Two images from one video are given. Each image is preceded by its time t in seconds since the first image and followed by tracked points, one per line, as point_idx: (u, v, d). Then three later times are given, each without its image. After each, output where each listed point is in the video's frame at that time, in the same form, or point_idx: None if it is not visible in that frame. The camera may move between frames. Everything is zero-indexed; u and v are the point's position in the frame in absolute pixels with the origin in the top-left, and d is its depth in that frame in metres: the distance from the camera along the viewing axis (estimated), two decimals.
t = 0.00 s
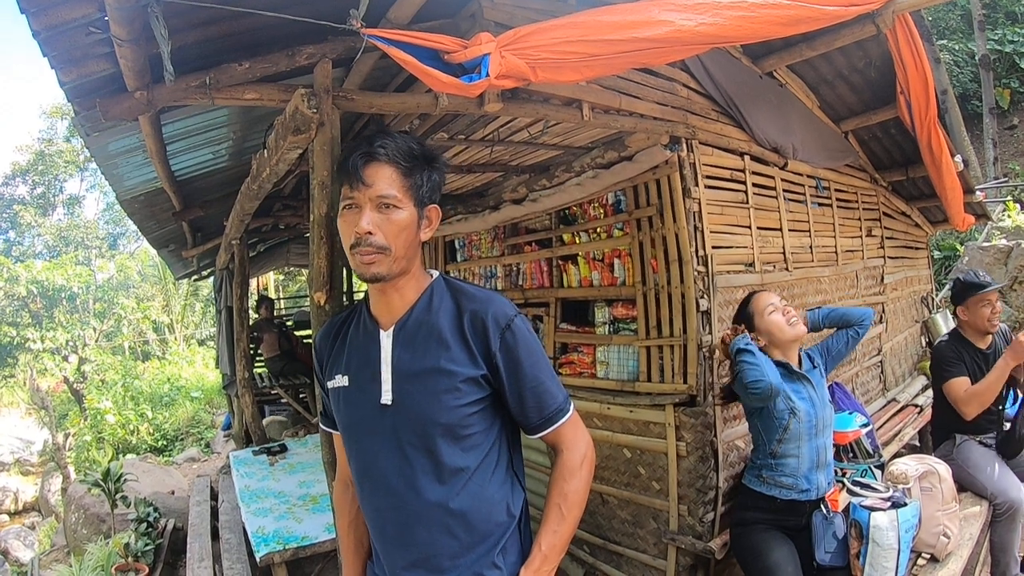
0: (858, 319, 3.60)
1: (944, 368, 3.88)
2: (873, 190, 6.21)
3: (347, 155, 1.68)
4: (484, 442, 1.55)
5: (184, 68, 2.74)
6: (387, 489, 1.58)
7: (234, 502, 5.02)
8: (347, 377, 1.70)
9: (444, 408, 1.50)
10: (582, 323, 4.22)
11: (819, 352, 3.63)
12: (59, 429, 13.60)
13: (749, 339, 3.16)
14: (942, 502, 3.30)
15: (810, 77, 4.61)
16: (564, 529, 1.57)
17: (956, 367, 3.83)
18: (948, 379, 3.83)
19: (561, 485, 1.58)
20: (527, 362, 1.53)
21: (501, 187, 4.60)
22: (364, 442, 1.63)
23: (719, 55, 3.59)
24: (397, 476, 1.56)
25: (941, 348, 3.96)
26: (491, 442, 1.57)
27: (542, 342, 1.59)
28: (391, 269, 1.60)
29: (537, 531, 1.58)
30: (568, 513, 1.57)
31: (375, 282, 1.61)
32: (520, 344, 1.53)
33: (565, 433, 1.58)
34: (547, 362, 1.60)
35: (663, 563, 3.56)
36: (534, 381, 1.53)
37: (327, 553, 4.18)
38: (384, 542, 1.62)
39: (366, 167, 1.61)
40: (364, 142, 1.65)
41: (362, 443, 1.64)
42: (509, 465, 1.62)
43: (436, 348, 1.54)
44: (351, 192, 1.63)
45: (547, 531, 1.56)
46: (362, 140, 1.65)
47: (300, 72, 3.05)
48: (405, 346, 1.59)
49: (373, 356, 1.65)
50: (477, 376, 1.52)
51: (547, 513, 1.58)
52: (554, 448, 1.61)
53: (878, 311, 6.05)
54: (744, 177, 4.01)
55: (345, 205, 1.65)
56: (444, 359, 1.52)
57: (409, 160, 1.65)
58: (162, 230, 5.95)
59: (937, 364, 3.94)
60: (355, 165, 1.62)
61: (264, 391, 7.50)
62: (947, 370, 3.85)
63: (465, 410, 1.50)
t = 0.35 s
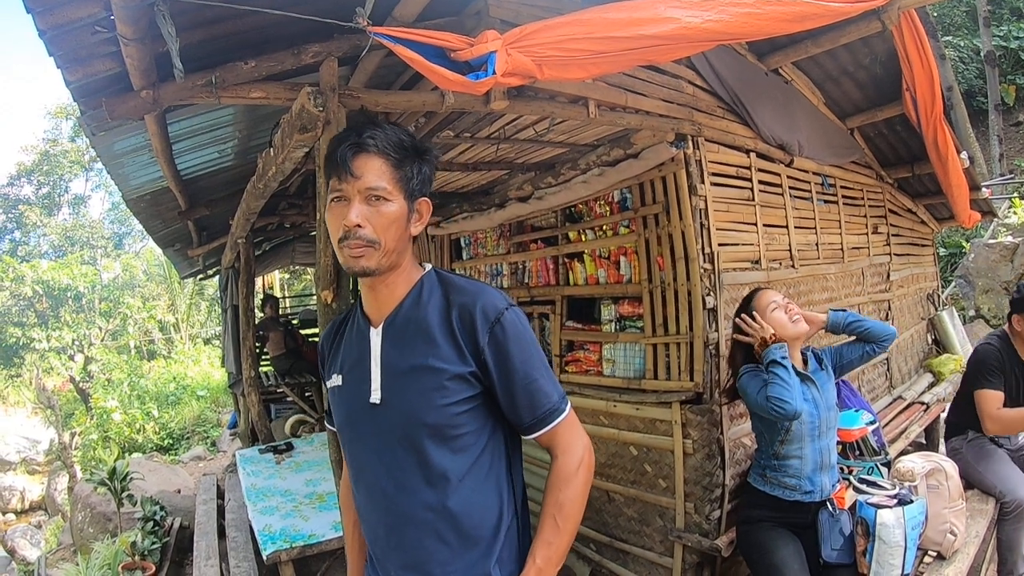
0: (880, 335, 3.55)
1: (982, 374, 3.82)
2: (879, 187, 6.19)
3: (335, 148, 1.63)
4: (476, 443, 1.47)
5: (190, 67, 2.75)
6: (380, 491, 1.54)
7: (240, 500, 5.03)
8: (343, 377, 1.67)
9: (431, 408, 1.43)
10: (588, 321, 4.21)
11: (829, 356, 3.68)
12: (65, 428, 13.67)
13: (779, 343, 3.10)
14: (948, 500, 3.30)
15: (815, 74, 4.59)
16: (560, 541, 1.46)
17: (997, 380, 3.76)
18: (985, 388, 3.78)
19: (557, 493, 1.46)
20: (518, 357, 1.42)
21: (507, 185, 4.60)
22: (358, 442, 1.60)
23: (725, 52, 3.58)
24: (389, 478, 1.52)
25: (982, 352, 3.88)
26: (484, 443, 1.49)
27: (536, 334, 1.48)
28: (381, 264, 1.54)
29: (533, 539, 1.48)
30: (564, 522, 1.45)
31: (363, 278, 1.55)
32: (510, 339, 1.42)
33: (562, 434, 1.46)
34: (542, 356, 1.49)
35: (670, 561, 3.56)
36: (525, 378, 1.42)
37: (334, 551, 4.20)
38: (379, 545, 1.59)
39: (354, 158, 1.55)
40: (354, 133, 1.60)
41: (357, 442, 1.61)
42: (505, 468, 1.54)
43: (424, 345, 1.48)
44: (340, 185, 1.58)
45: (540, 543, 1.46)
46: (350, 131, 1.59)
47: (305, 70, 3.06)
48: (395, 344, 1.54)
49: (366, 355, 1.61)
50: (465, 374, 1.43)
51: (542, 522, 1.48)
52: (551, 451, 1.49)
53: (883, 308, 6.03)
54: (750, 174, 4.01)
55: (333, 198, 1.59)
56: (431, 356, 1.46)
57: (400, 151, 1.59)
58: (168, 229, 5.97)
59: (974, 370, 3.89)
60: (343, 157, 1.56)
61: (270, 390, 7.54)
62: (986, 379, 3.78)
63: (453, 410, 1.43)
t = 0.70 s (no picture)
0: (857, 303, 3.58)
1: None
2: (885, 185, 6.17)
3: (311, 145, 1.65)
4: (473, 443, 1.47)
5: (198, 69, 2.76)
6: (376, 490, 1.54)
7: (248, 500, 5.04)
8: (337, 376, 1.66)
9: (431, 407, 1.43)
10: (594, 320, 4.21)
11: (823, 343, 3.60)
12: (72, 428, 13.76)
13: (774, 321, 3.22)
14: (955, 499, 3.32)
15: (821, 73, 4.58)
16: (550, 544, 1.46)
17: None
18: None
19: (548, 496, 1.46)
20: (515, 355, 1.42)
21: (513, 185, 4.60)
22: (354, 442, 1.59)
23: (730, 51, 3.58)
24: (386, 478, 1.51)
25: None
26: (481, 443, 1.49)
27: (533, 333, 1.48)
28: (364, 251, 1.53)
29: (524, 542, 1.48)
30: (557, 526, 1.45)
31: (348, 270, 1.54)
32: (508, 337, 1.42)
33: (556, 435, 1.46)
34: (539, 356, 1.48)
35: (678, 560, 3.56)
36: (522, 377, 1.42)
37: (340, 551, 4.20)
38: (373, 546, 1.58)
39: (329, 150, 1.57)
40: (328, 127, 1.62)
41: (352, 442, 1.60)
42: (501, 468, 1.54)
43: (422, 343, 1.48)
44: (318, 179, 1.59)
45: (532, 547, 1.45)
46: (323, 126, 1.62)
47: (312, 71, 3.07)
48: (392, 342, 1.53)
49: (361, 354, 1.60)
50: (464, 372, 1.43)
51: (534, 525, 1.48)
52: (545, 453, 1.49)
53: (890, 307, 6.01)
54: (756, 173, 4.00)
55: (313, 192, 1.60)
56: (429, 355, 1.46)
57: (374, 141, 1.60)
58: (174, 230, 5.98)
59: None
60: (318, 150, 1.58)
61: (276, 390, 7.55)
62: None
63: (452, 409, 1.43)
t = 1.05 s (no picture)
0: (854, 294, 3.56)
1: None
2: (891, 184, 6.16)
3: (326, 135, 1.58)
4: (473, 440, 1.50)
5: (205, 70, 2.78)
6: (376, 496, 1.49)
7: (255, 500, 5.06)
8: (322, 383, 1.57)
9: (437, 408, 1.43)
10: (600, 321, 4.22)
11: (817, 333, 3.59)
12: (78, 429, 13.84)
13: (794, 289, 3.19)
14: (960, 498, 3.33)
15: (826, 72, 4.57)
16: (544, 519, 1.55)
17: None
18: None
19: (540, 473, 1.54)
20: (511, 353, 1.50)
21: (519, 185, 4.61)
22: (346, 451, 1.52)
23: (735, 51, 3.58)
24: (388, 483, 1.47)
25: None
26: (479, 439, 1.52)
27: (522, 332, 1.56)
28: (374, 257, 1.51)
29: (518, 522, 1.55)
30: (549, 504, 1.54)
31: (355, 271, 1.51)
32: (506, 336, 1.49)
33: (545, 421, 1.56)
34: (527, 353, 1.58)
35: (684, 560, 3.57)
36: (517, 372, 1.50)
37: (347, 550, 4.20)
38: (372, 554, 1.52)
39: (356, 147, 1.53)
40: (354, 120, 1.56)
41: (344, 451, 1.52)
42: (495, 460, 1.58)
43: (423, 345, 1.48)
44: (334, 173, 1.54)
45: (528, 522, 1.54)
46: (345, 120, 1.56)
47: (318, 73, 3.08)
48: (389, 346, 1.50)
49: (352, 359, 1.53)
50: (468, 372, 1.47)
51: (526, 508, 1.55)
52: (531, 438, 1.58)
53: (896, 306, 6.00)
54: (761, 172, 4.00)
55: (326, 185, 1.54)
56: (432, 356, 1.46)
57: (399, 146, 1.58)
58: (180, 231, 6.01)
59: None
60: (345, 144, 1.53)
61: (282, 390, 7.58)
62: None
63: (457, 408, 1.45)
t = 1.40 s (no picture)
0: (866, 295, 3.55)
1: None
2: (894, 185, 6.16)
3: (328, 144, 1.56)
4: (468, 431, 1.57)
5: (209, 73, 2.79)
6: (383, 495, 1.48)
7: (258, 501, 5.07)
8: (321, 388, 1.51)
9: (441, 402, 1.49)
10: (603, 322, 4.22)
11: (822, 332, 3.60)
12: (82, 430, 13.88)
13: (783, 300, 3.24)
14: (963, 499, 3.31)
15: (828, 73, 4.57)
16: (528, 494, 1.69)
17: None
18: None
19: (518, 452, 1.71)
20: (495, 347, 1.63)
21: (522, 187, 4.62)
22: (350, 454, 1.48)
23: (737, 53, 3.59)
24: (396, 481, 1.47)
25: None
26: (472, 430, 1.60)
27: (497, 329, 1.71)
28: (381, 269, 1.52)
29: (506, 497, 1.67)
30: (531, 479, 1.70)
31: (361, 283, 1.50)
32: (493, 333, 1.61)
33: (521, 407, 1.71)
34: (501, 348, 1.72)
35: (686, 561, 3.57)
36: (500, 364, 1.64)
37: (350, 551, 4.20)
38: (378, 553, 1.51)
39: (365, 159, 1.53)
40: (358, 132, 1.56)
41: (347, 455, 1.49)
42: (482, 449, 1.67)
43: (422, 344, 1.53)
44: (340, 184, 1.53)
45: (516, 494, 1.66)
46: (348, 131, 1.55)
47: (321, 76, 3.09)
48: (391, 346, 1.52)
49: (353, 361, 1.52)
50: (464, 367, 1.56)
51: (509, 485, 1.68)
52: (508, 423, 1.73)
53: (899, 307, 6.00)
54: (764, 174, 4.01)
55: (331, 196, 1.53)
56: (432, 354, 1.52)
57: (401, 159, 1.61)
58: (184, 233, 6.03)
59: None
60: (354, 156, 1.52)
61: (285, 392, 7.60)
62: None
63: (457, 400, 1.52)
